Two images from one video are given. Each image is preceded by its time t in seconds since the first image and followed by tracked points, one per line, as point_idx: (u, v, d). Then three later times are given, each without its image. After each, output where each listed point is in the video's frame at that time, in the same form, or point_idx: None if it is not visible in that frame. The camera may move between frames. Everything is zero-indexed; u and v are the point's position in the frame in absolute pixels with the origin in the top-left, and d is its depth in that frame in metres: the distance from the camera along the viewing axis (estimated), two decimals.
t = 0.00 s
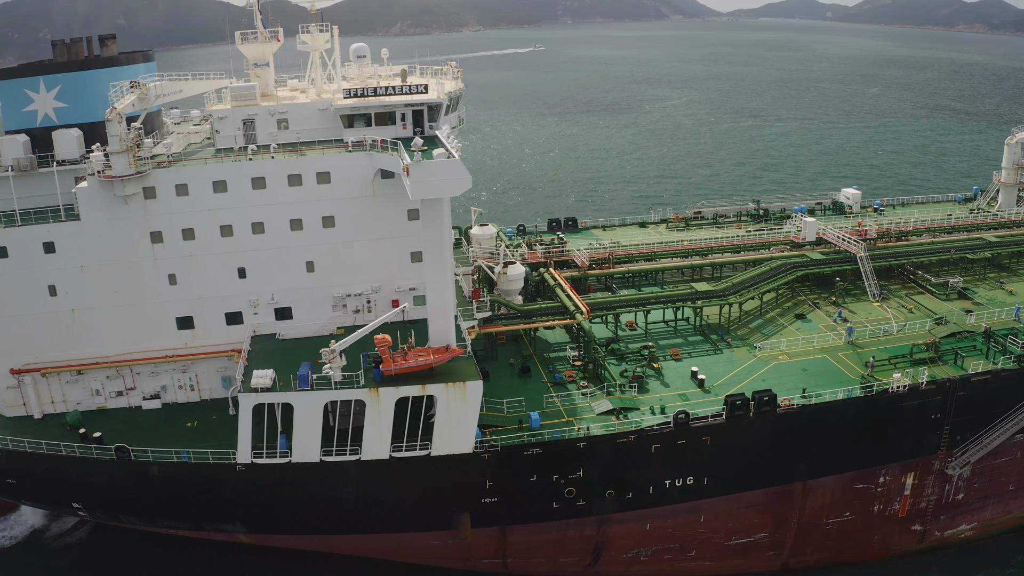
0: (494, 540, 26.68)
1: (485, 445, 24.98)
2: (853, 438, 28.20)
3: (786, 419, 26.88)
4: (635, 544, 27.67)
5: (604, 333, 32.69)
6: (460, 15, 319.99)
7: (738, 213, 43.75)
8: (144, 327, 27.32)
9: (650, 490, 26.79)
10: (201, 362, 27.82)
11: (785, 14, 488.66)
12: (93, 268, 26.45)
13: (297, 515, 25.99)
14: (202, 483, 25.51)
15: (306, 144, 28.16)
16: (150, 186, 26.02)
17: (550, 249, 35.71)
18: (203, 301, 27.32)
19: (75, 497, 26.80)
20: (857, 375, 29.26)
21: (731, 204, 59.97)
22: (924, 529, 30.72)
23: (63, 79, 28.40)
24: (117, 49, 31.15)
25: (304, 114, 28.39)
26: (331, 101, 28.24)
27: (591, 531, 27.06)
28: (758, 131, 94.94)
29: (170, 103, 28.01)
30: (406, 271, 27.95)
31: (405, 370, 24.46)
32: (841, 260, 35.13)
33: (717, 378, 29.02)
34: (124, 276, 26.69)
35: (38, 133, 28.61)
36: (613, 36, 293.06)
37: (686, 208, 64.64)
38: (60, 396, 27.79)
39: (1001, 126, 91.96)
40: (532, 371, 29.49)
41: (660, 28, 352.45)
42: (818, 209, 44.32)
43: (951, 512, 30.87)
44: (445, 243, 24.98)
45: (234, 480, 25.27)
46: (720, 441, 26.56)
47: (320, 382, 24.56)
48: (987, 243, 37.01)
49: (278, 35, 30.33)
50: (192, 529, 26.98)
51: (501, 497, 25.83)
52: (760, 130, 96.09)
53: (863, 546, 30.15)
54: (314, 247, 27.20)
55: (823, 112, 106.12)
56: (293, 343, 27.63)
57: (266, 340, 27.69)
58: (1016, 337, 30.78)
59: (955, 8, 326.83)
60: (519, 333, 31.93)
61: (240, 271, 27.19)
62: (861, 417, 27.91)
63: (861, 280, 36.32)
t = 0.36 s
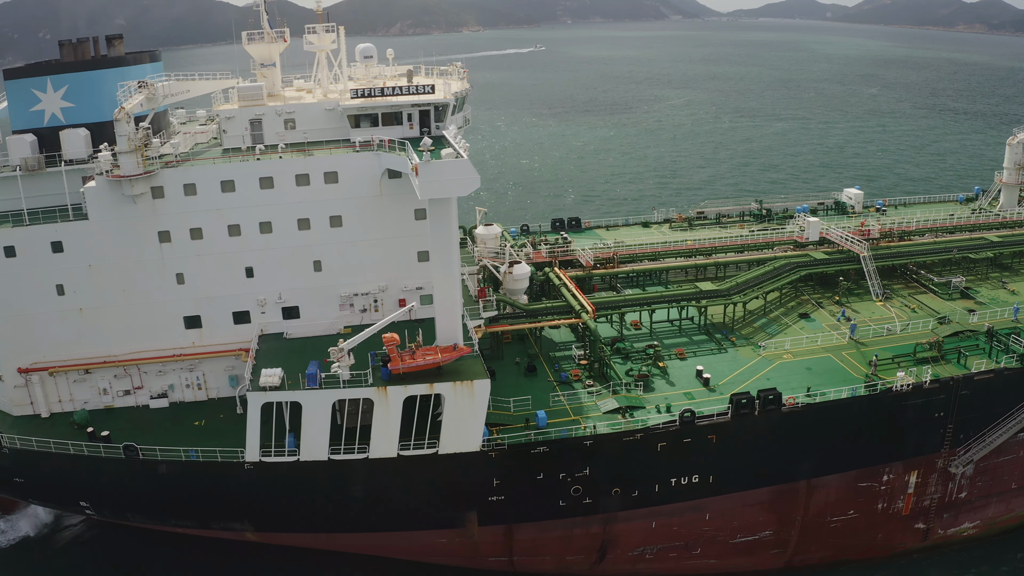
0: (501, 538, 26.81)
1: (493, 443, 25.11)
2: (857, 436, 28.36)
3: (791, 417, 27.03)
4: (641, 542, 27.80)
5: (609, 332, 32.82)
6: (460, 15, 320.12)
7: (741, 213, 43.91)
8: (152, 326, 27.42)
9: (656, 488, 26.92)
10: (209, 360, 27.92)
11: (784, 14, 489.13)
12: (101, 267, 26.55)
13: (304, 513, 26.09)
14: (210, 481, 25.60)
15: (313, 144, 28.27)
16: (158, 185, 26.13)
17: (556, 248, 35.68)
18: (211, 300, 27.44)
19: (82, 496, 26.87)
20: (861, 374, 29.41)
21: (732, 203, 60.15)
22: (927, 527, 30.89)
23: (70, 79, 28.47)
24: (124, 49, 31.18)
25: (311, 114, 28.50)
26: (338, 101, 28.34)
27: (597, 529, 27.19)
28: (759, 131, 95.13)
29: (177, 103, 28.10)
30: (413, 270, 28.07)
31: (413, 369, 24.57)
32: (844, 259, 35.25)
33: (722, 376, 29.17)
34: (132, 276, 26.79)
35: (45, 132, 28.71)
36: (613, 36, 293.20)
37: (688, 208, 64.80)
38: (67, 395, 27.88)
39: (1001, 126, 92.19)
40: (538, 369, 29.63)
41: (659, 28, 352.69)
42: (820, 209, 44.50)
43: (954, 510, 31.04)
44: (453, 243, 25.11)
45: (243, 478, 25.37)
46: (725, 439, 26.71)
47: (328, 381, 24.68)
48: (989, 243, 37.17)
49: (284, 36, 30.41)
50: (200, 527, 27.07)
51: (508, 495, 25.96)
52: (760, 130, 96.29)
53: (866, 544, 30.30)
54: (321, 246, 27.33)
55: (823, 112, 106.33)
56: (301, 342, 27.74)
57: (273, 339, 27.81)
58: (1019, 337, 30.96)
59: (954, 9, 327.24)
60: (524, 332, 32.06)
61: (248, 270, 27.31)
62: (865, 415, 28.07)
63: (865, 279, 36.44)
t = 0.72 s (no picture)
0: (506, 535, 26.94)
1: (499, 442, 25.25)
2: (860, 434, 28.52)
3: (794, 415, 27.20)
4: (645, 540, 27.94)
5: (613, 331, 32.97)
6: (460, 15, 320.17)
7: (744, 213, 44.07)
8: (159, 325, 27.54)
9: (660, 486, 27.06)
10: (215, 359, 28.03)
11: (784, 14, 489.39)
12: (108, 267, 26.66)
13: (311, 511, 26.20)
14: (217, 479, 25.71)
15: (320, 144, 28.39)
16: (165, 185, 26.25)
17: (559, 247, 35.84)
18: (217, 299, 27.56)
19: (89, 494, 26.94)
20: (864, 372, 29.57)
21: (734, 203, 60.31)
22: (930, 525, 31.05)
23: (76, 79, 28.56)
24: (130, 49, 31.18)
25: (317, 114, 28.63)
26: (344, 101, 28.46)
27: (602, 526, 27.33)
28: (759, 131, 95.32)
29: (183, 103, 28.20)
30: (418, 269, 28.18)
31: (420, 368, 24.69)
32: (847, 259, 35.40)
33: (726, 375, 29.32)
34: (139, 275, 26.91)
35: (52, 132, 28.78)
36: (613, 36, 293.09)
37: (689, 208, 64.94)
38: (74, 393, 28.00)
39: (1001, 126, 92.39)
40: (543, 368, 29.78)
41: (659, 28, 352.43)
42: (822, 209, 44.71)
43: (956, 508, 31.23)
44: (459, 242, 25.26)
45: (250, 477, 25.48)
46: (729, 437, 26.86)
47: (336, 379, 24.82)
48: (990, 242, 37.33)
49: (290, 36, 30.53)
50: (206, 526, 27.17)
51: (513, 493, 26.10)
52: (761, 129, 96.46)
53: (869, 542, 30.46)
54: (327, 245, 27.45)
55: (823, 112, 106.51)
56: (307, 340, 27.86)
57: (279, 338, 27.93)
58: (1020, 336, 31.16)
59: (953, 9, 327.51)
60: (529, 331, 32.21)
61: (254, 269, 27.43)
62: (868, 414, 28.23)
63: (867, 279, 36.59)
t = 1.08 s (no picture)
0: (509, 533, 27.08)
1: (502, 440, 25.40)
2: (861, 432, 28.67)
3: (796, 414, 27.35)
4: (648, 538, 28.08)
5: (616, 330, 33.09)
6: (460, 15, 320.19)
7: (745, 213, 44.20)
8: (163, 324, 27.66)
9: (663, 484, 27.19)
10: (220, 358, 28.15)
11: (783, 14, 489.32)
12: (113, 266, 26.78)
13: (316, 509, 26.29)
14: (222, 477, 25.81)
15: (324, 144, 28.51)
16: (170, 184, 26.39)
17: (561, 246, 35.95)
18: (222, 298, 27.68)
19: (94, 493, 27.05)
20: (865, 371, 29.71)
21: (734, 203, 60.39)
22: (931, 523, 31.20)
23: (81, 79, 28.68)
24: (134, 49, 31.15)
25: (321, 114, 28.73)
26: (348, 100, 28.56)
27: (604, 524, 27.47)
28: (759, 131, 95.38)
29: (188, 103, 28.31)
30: (422, 268, 28.30)
31: (424, 366, 24.79)
32: (847, 258, 35.54)
33: (728, 374, 29.46)
34: (144, 274, 27.04)
35: (56, 131, 28.89)
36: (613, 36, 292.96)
37: (690, 207, 65.03)
38: (79, 392, 28.13)
39: (1001, 125, 92.47)
40: (546, 367, 29.92)
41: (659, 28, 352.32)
42: (823, 209, 44.89)
43: (957, 506, 31.39)
44: (464, 241, 25.38)
45: (255, 475, 25.60)
46: (731, 436, 27.01)
47: (340, 378, 24.95)
48: (991, 242, 37.44)
49: (294, 36, 30.64)
50: (211, 524, 27.29)
51: (517, 491, 26.23)
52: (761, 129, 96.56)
53: (871, 539, 30.61)
54: (331, 244, 27.57)
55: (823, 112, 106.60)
56: (311, 339, 27.97)
57: (284, 337, 28.05)
58: (1020, 334, 31.33)
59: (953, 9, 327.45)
60: (532, 330, 32.33)
61: (259, 268, 27.56)
62: (870, 412, 28.38)
63: (868, 278, 36.70)
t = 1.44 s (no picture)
0: (508, 531, 27.21)
1: (501, 438, 25.53)
2: (859, 430, 28.80)
3: (794, 412, 27.49)
4: (646, 535, 28.21)
5: (615, 329, 33.21)
6: (460, 14, 319.95)
7: (745, 212, 44.36)
8: (164, 322, 27.78)
9: (662, 482, 27.31)
10: (220, 356, 28.30)
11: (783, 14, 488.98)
12: (114, 265, 26.92)
13: (315, 506, 26.40)
14: (222, 475, 25.95)
15: (324, 143, 28.64)
16: (171, 183, 26.52)
17: (561, 245, 35.90)
18: (222, 297, 27.81)
19: (95, 490, 27.19)
20: (863, 369, 29.83)
21: (734, 202, 60.44)
22: (928, 521, 31.33)
23: (82, 78, 28.83)
24: (135, 48, 31.12)
25: (321, 114, 28.84)
26: (348, 100, 28.65)
27: (603, 522, 27.61)
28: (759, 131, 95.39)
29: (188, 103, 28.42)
30: (422, 267, 28.41)
31: (423, 364, 24.89)
32: (846, 257, 35.67)
33: (727, 372, 29.58)
34: (145, 273, 27.18)
35: (58, 131, 29.04)
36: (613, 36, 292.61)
37: (690, 207, 65.05)
38: (80, 390, 28.26)
39: (1000, 125, 92.57)
40: (545, 365, 30.04)
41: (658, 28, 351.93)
42: (822, 208, 44.94)
43: (955, 504, 31.51)
44: (463, 241, 25.51)
45: (255, 472, 25.73)
46: (730, 434, 27.14)
47: (340, 376, 25.06)
48: (989, 241, 37.52)
49: (294, 36, 30.77)
50: (211, 521, 27.42)
51: (516, 489, 26.35)
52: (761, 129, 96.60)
53: (868, 537, 30.74)
54: (331, 243, 27.68)
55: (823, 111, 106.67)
56: (311, 338, 28.09)
57: (284, 335, 28.17)
58: (1018, 333, 31.50)
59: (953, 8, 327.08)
60: (531, 329, 32.43)
61: (259, 267, 27.69)
62: (868, 410, 28.51)
63: (867, 277, 36.78)
